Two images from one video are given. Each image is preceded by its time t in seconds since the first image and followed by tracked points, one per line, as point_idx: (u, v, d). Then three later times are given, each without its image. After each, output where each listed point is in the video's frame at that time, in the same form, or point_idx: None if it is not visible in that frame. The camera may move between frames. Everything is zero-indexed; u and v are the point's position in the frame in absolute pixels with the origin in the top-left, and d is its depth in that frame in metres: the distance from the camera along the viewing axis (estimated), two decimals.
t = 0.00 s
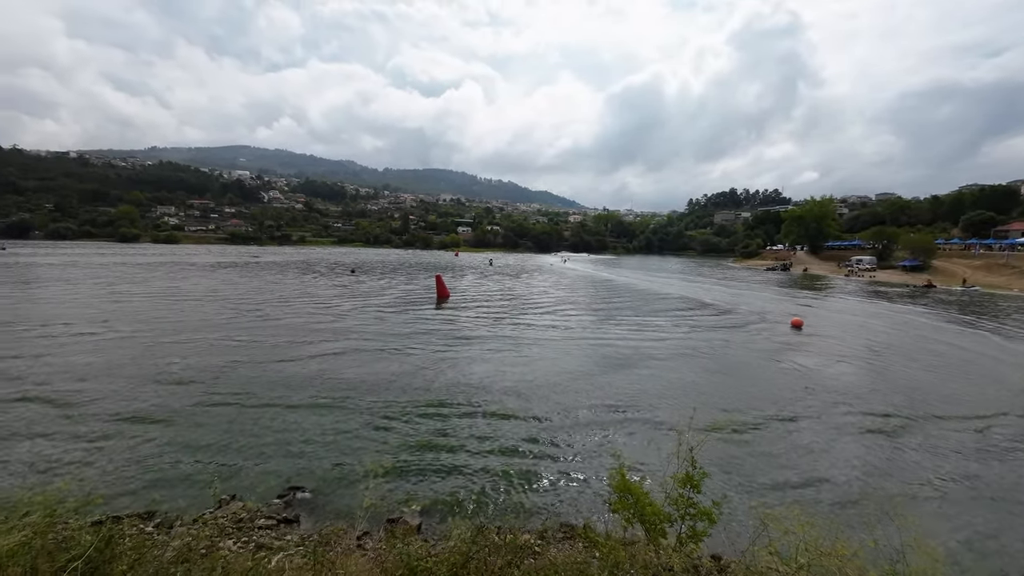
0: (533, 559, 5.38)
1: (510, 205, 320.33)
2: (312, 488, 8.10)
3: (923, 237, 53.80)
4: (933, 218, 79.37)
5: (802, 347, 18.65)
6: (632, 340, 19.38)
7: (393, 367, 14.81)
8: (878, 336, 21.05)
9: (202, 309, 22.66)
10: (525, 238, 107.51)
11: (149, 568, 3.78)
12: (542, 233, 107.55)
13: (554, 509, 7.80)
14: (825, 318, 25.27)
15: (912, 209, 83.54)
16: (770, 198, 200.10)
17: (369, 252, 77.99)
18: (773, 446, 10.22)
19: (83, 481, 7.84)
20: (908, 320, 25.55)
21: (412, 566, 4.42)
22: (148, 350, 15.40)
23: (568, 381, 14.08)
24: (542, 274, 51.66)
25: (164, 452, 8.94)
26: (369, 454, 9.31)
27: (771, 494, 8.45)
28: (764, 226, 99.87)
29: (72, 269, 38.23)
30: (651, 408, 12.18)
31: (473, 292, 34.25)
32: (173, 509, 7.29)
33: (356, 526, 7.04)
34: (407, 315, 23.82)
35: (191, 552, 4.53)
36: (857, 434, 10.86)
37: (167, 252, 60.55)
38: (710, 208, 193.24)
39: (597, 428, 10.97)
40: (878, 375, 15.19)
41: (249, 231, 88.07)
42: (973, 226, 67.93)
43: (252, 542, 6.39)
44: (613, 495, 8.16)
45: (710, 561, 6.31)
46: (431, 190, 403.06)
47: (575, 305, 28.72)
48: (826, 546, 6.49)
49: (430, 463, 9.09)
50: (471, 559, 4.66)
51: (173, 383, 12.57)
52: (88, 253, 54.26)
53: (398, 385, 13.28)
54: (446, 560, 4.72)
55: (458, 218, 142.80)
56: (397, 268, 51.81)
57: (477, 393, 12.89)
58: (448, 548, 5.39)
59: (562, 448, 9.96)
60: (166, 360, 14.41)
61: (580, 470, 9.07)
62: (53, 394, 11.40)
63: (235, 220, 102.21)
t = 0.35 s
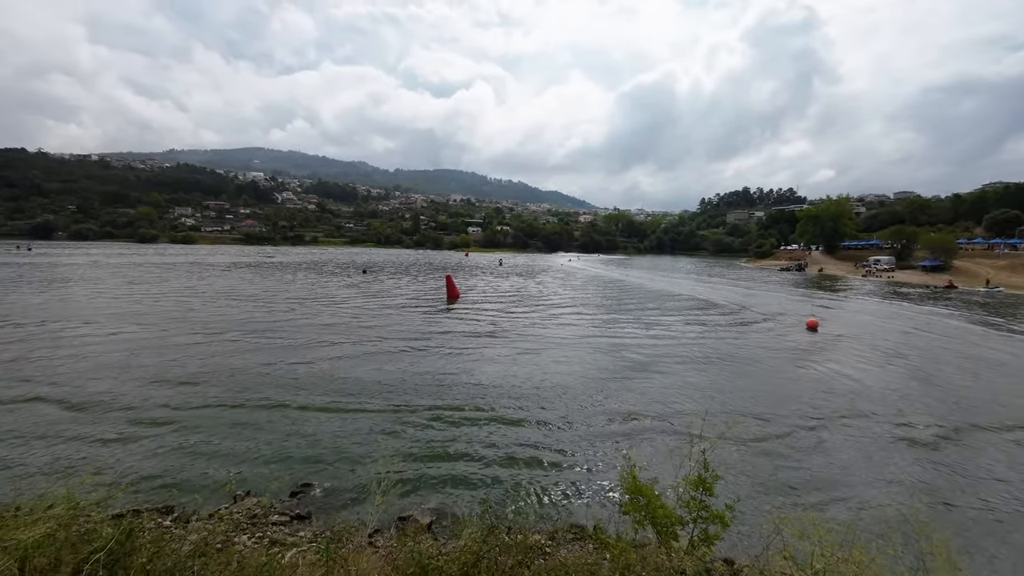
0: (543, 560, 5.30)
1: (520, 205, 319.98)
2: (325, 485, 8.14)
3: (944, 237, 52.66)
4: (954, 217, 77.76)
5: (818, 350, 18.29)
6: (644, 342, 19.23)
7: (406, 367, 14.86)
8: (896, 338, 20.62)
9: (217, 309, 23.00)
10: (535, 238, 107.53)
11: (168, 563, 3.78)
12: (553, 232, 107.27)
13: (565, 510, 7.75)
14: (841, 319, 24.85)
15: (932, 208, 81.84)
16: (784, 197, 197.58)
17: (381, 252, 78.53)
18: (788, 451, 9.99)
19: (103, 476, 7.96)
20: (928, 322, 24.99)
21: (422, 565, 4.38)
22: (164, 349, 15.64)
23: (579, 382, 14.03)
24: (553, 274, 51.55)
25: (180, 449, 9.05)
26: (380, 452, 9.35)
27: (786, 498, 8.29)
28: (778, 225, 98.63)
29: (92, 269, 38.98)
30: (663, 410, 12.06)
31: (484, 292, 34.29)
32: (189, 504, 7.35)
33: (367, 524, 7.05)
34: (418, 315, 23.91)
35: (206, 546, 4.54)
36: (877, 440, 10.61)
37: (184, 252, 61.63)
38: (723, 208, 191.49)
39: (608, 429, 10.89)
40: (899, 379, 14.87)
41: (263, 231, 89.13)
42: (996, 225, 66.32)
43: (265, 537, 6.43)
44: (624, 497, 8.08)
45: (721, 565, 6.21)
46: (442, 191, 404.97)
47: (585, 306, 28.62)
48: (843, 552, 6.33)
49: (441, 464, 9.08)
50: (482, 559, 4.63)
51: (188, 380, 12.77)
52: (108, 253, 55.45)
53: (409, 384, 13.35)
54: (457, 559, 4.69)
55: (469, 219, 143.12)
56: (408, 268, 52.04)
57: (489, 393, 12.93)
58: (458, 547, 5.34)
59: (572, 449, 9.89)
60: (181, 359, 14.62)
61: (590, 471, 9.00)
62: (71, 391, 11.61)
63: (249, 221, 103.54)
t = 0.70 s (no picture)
0: (550, 562, 5.25)
1: (528, 205, 319.29)
2: (333, 483, 8.15)
3: (960, 239, 51.80)
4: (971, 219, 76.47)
5: (831, 354, 17.95)
6: (652, 343, 19.12)
7: (414, 367, 14.86)
8: (911, 342, 20.31)
9: (228, 308, 23.21)
10: (543, 238, 107.51)
11: (179, 557, 3.79)
12: (561, 233, 107.05)
13: (573, 512, 7.68)
14: (853, 323, 24.54)
15: (948, 210, 80.58)
16: (796, 198, 195.65)
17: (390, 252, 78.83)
18: (799, 456, 9.85)
19: (115, 471, 8.02)
20: (944, 326, 24.59)
21: (430, 564, 4.34)
22: (176, 347, 15.80)
23: (587, 383, 13.97)
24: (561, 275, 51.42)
25: (191, 446, 9.11)
26: (387, 452, 9.35)
27: (796, 503, 8.18)
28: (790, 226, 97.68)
29: (106, 268, 39.51)
30: (672, 412, 11.96)
31: (493, 292, 34.31)
32: (199, 501, 7.39)
33: (374, 523, 7.04)
34: (426, 315, 23.94)
35: (215, 540, 4.54)
36: (891, 445, 10.44)
37: (196, 251, 62.39)
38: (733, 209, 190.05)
39: (615, 431, 10.82)
40: (914, 384, 14.63)
41: (274, 231, 89.85)
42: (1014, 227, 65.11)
43: (273, 534, 6.46)
44: (631, 499, 8.01)
45: (730, 570, 6.12)
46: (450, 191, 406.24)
47: (593, 307, 28.54)
48: (856, 559, 6.22)
49: (448, 464, 9.06)
50: (489, 559, 4.59)
51: (199, 378, 12.88)
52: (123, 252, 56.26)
53: (417, 384, 13.36)
54: (464, 559, 4.66)
55: (478, 219, 143.34)
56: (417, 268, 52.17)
57: (497, 393, 12.91)
58: (465, 547, 5.31)
59: (579, 451, 9.82)
60: (192, 357, 14.75)
61: (597, 473, 8.93)
62: (84, 388, 11.74)
63: (260, 220, 104.49)
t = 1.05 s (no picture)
0: (553, 564, 5.24)
1: (534, 207, 319.38)
2: (338, 483, 8.17)
3: (971, 245, 51.30)
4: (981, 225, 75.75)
5: (839, 361, 17.73)
6: (657, 346, 19.05)
7: (418, 368, 14.89)
8: (919, 348, 20.12)
9: (234, 306, 23.33)
10: (548, 240, 107.43)
11: (185, 553, 3.82)
12: (567, 235, 106.95)
13: (577, 515, 7.66)
14: (861, 328, 24.37)
15: (958, 215, 79.84)
16: (803, 202, 194.53)
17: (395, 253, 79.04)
18: (805, 461, 9.78)
19: (123, 467, 8.08)
20: (954, 332, 24.34)
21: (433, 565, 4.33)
22: (183, 345, 15.89)
23: (591, 386, 13.95)
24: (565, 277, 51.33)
25: (197, 443, 9.17)
26: (392, 452, 9.37)
27: (802, 509, 8.11)
28: (797, 230, 97.12)
29: (115, 265, 39.83)
30: (677, 416, 11.90)
31: (497, 294, 34.32)
32: (205, 497, 7.43)
33: (377, 523, 7.04)
34: (430, 316, 23.98)
35: (221, 537, 4.56)
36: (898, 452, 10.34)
37: (203, 250, 62.79)
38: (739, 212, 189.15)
39: (620, 435, 10.78)
40: (922, 390, 14.50)
41: (281, 231, 90.30)
42: None
43: (278, 532, 6.47)
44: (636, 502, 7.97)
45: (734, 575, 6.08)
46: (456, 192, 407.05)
47: (598, 309, 28.49)
48: (862, 566, 6.16)
49: (452, 464, 9.06)
50: (493, 560, 4.58)
51: (206, 376, 12.96)
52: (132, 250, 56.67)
53: (420, 385, 13.37)
54: (468, 560, 4.65)
55: (484, 220, 143.34)
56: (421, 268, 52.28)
57: (500, 395, 12.91)
58: (468, 549, 5.30)
59: (584, 453, 9.80)
60: (198, 355, 14.81)
61: (601, 476, 8.90)
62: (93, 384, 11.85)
63: (267, 220, 105.03)
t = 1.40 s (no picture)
0: (552, 563, 5.24)
1: (536, 206, 319.19)
2: (338, 479, 8.17)
3: (976, 250, 51.13)
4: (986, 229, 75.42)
5: (842, 364, 17.69)
6: (659, 348, 19.03)
7: (419, 366, 14.89)
8: (922, 353, 20.06)
9: (237, 302, 23.37)
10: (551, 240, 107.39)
11: (186, 548, 3.83)
12: (569, 235, 106.82)
13: (576, 515, 7.64)
14: (864, 331, 24.30)
15: (963, 219, 79.48)
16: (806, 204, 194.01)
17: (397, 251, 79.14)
18: (806, 465, 9.73)
19: (124, 461, 8.10)
20: (958, 337, 24.22)
21: (433, 562, 4.32)
22: (186, 340, 15.93)
23: (592, 386, 13.94)
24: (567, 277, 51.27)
25: (199, 438, 9.17)
26: (392, 450, 9.36)
27: (803, 512, 8.09)
28: (800, 233, 96.91)
29: (118, 261, 39.98)
30: (678, 418, 11.87)
31: (500, 293, 34.32)
32: (206, 492, 7.45)
33: (376, 519, 7.05)
34: (432, 314, 23.99)
35: (221, 532, 4.57)
36: (901, 457, 10.30)
37: (206, 246, 62.94)
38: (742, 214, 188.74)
39: (620, 435, 10.76)
40: (924, 395, 14.46)
41: (284, 228, 90.47)
42: None
43: (278, 527, 6.48)
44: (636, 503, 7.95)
45: None
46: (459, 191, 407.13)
47: (600, 310, 28.47)
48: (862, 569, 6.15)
49: (452, 463, 9.05)
50: (492, 559, 4.58)
51: (209, 372, 12.98)
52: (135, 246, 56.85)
53: (422, 383, 13.36)
54: (467, 558, 4.65)
55: (486, 219, 143.31)
56: (423, 267, 52.28)
57: (500, 393, 12.92)
58: (468, 547, 5.30)
59: (584, 454, 9.79)
60: (201, 351, 14.83)
61: (601, 476, 8.88)
62: (96, 378, 11.90)
63: (269, 217, 105.21)
